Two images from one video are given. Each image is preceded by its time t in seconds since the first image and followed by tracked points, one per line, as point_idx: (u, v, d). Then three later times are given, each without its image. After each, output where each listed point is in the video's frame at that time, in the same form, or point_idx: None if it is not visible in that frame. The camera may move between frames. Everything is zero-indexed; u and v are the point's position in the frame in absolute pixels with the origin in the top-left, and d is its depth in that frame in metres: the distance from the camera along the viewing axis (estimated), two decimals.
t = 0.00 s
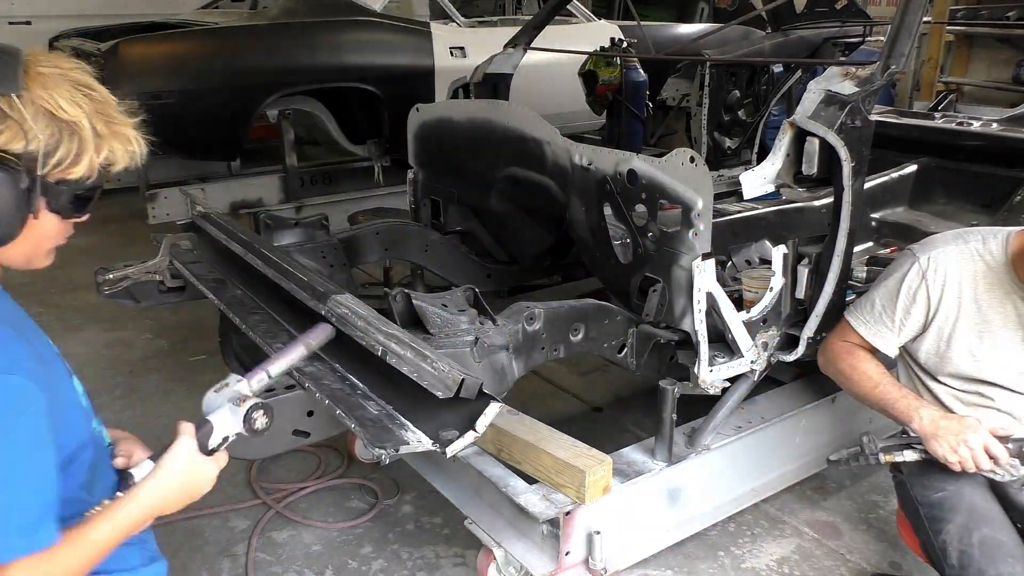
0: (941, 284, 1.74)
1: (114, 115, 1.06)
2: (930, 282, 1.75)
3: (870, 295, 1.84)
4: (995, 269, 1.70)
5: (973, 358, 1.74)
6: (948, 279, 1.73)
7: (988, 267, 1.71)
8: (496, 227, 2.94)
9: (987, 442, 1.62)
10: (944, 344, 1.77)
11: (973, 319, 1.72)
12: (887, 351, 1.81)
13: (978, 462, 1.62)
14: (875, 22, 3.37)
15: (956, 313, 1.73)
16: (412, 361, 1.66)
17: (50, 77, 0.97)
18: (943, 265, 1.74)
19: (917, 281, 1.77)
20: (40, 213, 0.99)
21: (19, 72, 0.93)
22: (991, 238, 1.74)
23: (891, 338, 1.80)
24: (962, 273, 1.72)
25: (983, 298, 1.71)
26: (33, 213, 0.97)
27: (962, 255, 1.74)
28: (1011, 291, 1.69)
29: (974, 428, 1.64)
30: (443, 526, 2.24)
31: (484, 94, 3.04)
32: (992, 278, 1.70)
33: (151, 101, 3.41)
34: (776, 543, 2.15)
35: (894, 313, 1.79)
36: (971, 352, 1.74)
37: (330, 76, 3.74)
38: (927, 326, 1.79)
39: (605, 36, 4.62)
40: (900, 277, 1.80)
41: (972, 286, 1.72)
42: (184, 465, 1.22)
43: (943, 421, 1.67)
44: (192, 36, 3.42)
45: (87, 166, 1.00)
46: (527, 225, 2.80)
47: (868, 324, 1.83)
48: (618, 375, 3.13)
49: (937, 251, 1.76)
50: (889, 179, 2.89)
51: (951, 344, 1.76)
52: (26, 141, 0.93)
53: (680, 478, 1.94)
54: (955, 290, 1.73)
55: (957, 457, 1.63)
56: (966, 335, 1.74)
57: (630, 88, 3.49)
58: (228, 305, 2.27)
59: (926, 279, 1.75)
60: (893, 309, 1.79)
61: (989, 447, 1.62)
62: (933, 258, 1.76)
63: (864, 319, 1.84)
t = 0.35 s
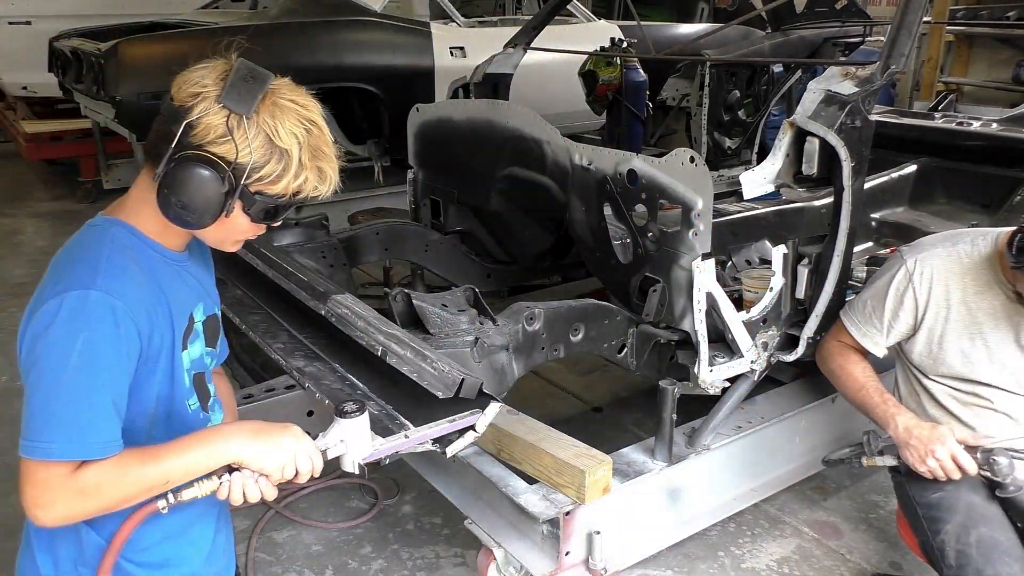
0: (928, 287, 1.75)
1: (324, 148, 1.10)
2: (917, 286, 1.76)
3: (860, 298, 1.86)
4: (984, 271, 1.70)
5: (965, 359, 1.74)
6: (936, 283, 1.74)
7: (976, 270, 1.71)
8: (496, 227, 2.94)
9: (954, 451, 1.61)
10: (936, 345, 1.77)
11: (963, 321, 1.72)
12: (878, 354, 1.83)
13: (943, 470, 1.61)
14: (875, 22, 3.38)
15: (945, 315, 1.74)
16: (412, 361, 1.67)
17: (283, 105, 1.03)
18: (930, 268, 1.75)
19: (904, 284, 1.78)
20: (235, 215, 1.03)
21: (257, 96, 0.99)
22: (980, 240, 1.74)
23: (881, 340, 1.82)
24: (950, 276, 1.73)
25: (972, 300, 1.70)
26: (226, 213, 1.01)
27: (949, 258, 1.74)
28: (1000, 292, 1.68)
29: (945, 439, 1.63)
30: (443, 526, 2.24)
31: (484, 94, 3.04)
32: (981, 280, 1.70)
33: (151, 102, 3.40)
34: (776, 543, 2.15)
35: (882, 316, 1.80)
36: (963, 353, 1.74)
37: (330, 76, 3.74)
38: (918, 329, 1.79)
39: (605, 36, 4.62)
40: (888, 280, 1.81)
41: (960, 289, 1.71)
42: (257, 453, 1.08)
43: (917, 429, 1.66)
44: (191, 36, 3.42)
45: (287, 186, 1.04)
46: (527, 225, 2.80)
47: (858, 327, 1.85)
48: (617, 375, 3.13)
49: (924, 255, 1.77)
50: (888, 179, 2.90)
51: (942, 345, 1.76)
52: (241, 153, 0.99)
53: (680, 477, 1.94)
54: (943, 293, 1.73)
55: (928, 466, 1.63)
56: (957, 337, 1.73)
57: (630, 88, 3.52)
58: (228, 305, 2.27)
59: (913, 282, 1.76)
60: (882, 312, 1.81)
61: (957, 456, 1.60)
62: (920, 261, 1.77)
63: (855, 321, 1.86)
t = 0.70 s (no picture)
0: (933, 288, 1.74)
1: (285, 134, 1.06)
2: (923, 286, 1.75)
3: (865, 300, 1.85)
4: (988, 271, 1.70)
5: (967, 359, 1.74)
6: (940, 283, 1.74)
7: (981, 270, 1.71)
8: (496, 227, 2.94)
9: (971, 446, 1.61)
10: (939, 346, 1.77)
11: (968, 321, 1.72)
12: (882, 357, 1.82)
13: (961, 465, 1.60)
14: (875, 22, 3.38)
15: (949, 316, 1.73)
16: (412, 361, 1.67)
17: (239, 87, 1.01)
18: (934, 268, 1.75)
19: (909, 285, 1.77)
20: (169, 186, 0.99)
21: (201, 69, 0.99)
22: (984, 240, 1.74)
23: (886, 341, 1.81)
24: (955, 277, 1.73)
25: (976, 301, 1.70)
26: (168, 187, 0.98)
27: (953, 258, 1.74)
28: (1003, 292, 1.68)
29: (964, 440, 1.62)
30: (443, 526, 2.24)
31: (484, 94, 3.04)
32: (985, 280, 1.70)
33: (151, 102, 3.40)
34: (776, 543, 2.15)
35: (888, 317, 1.80)
36: (965, 354, 1.73)
37: (330, 76, 3.74)
38: (922, 329, 1.79)
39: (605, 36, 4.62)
40: (893, 281, 1.81)
41: (965, 289, 1.71)
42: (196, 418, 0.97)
43: (933, 430, 1.68)
44: (191, 36, 3.42)
45: (240, 167, 1.01)
46: (526, 224, 2.80)
47: (863, 328, 1.85)
48: (617, 375, 3.13)
49: (929, 255, 1.77)
50: (888, 179, 2.90)
51: (945, 345, 1.76)
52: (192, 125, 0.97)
53: (680, 477, 1.94)
54: (948, 294, 1.73)
55: (944, 470, 1.62)
56: (961, 337, 1.73)
57: (630, 88, 3.52)
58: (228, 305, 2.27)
59: (918, 283, 1.76)
60: (887, 313, 1.81)
61: (973, 451, 1.60)
62: (925, 262, 1.77)
63: (859, 323, 1.86)
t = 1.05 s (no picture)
0: (941, 288, 1.74)
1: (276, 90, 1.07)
2: (930, 286, 1.75)
3: (871, 301, 1.84)
4: (994, 270, 1.70)
5: (970, 360, 1.74)
6: (947, 283, 1.73)
7: (986, 269, 1.71)
8: (496, 227, 2.94)
9: (1007, 442, 1.57)
10: (942, 346, 1.77)
11: (973, 322, 1.72)
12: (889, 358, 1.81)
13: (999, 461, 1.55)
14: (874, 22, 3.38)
15: (954, 316, 1.73)
16: (412, 362, 1.67)
17: (214, 66, 0.98)
18: (941, 268, 1.75)
19: (916, 286, 1.76)
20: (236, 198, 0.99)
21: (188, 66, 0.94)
22: (987, 240, 1.74)
23: (893, 343, 1.79)
24: (960, 277, 1.72)
25: (982, 301, 1.70)
26: (232, 195, 0.96)
27: (959, 258, 1.74)
28: (1007, 293, 1.68)
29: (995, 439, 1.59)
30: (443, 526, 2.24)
31: (484, 94, 3.04)
32: (991, 279, 1.70)
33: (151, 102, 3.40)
34: (777, 543, 2.15)
35: (895, 319, 1.79)
36: (968, 354, 1.74)
37: (330, 76, 3.74)
38: (926, 330, 1.78)
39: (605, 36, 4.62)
40: (899, 282, 1.80)
41: (970, 290, 1.71)
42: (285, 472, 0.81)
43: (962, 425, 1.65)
44: (191, 36, 3.42)
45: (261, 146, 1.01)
46: (526, 224, 2.80)
47: (869, 330, 1.83)
48: (617, 375, 3.13)
49: (934, 254, 1.76)
50: (888, 179, 2.90)
51: (948, 345, 1.76)
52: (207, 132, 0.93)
53: (680, 477, 1.94)
54: (953, 294, 1.72)
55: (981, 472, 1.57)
56: (965, 338, 1.73)
57: (630, 88, 3.51)
58: (228, 305, 2.27)
59: (925, 283, 1.75)
60: (893, 315, 1.79)
61: (1010, 447, 1.56)
62: (931, 261, 1.76)
63: (865, 325, 1.84)
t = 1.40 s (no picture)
0: (957, 276, 1.73)
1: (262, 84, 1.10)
2: (948, 274, 1.74)
3: (886, 290, 1.81)
4: (1008, 259, 1.70)
5: (981, 351, 1.74)
6: (962, 271, 1.73)
7: (999, 258, 1.71)
8: (496, 227, 2.94)
9: None
10: (955, 337, 1.76)
11: (986, 312, 1.72)
12: (902, 347, 1.79)
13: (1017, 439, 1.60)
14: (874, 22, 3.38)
15: (969, 305, 1.73)
16: (412, 361, 1.66)
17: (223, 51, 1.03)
18: (958, 256, 1.74)
19: (934, 273, 1.75)
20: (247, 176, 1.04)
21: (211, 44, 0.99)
22: (999, 230, 1.75)
23: (908, 332, 1.77)
24: (975, 265, 1.73)
25: (996, 289, 1.71)
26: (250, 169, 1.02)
27: (974, 246, 1.74)
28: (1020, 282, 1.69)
29: None
30: (443, 526, 2.24)
31: (484, 94, 3.04)
32: (1004, 268, 1.70)
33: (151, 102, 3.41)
34: (777, 543, 2.15)
35: (911, 306, 1.76)
36: (980, 345, 1.74)
37: (330, 76, 3.74)
38: (939, 320, 1.77)
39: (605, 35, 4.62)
40: (916, 270, 1.78)
41: (985, 278, 1.72)
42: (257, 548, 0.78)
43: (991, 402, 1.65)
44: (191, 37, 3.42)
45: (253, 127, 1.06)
46: (527, 224, 2.80)
47: (883, 318, 1.79)
48: (618, 375, 3.13)
49: (951, 243, 1.75)
50: (887, 179, 2.90)
51: (960, 336, 1.76)
52: (234, 101, 0.99)
53: (680, 477, 1.94)
54: (968, 283, 1.72)
55: (1017, 434, 1.60)
56: (979, 327, 1.73)
57: (630, 88, 3.51)
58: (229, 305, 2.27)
59: (942, 271, 1.74)
60: (910, 303, 1.77)
61: None
62: (946, 249, 1.75)
63: (880, 313, 1.80)
